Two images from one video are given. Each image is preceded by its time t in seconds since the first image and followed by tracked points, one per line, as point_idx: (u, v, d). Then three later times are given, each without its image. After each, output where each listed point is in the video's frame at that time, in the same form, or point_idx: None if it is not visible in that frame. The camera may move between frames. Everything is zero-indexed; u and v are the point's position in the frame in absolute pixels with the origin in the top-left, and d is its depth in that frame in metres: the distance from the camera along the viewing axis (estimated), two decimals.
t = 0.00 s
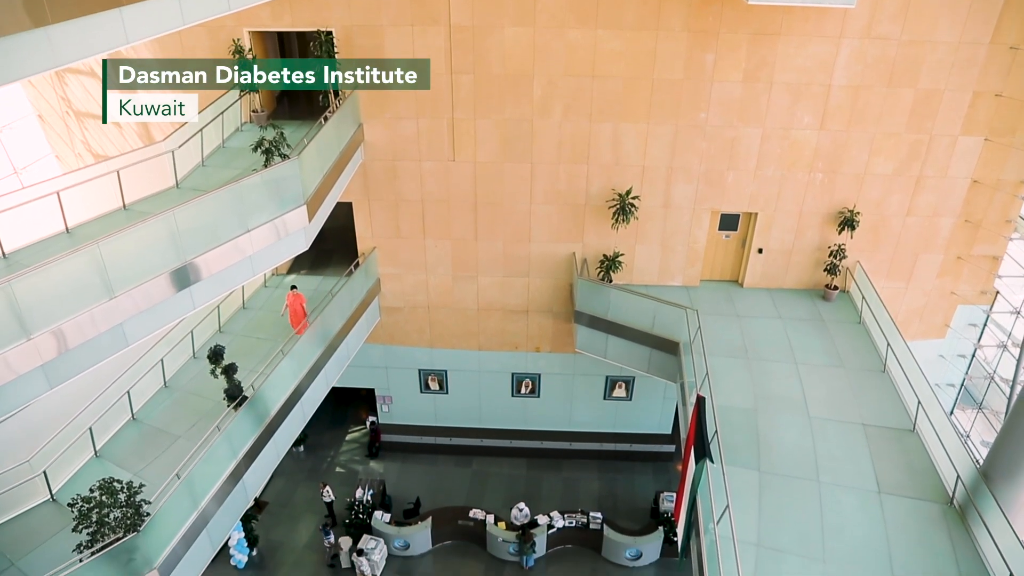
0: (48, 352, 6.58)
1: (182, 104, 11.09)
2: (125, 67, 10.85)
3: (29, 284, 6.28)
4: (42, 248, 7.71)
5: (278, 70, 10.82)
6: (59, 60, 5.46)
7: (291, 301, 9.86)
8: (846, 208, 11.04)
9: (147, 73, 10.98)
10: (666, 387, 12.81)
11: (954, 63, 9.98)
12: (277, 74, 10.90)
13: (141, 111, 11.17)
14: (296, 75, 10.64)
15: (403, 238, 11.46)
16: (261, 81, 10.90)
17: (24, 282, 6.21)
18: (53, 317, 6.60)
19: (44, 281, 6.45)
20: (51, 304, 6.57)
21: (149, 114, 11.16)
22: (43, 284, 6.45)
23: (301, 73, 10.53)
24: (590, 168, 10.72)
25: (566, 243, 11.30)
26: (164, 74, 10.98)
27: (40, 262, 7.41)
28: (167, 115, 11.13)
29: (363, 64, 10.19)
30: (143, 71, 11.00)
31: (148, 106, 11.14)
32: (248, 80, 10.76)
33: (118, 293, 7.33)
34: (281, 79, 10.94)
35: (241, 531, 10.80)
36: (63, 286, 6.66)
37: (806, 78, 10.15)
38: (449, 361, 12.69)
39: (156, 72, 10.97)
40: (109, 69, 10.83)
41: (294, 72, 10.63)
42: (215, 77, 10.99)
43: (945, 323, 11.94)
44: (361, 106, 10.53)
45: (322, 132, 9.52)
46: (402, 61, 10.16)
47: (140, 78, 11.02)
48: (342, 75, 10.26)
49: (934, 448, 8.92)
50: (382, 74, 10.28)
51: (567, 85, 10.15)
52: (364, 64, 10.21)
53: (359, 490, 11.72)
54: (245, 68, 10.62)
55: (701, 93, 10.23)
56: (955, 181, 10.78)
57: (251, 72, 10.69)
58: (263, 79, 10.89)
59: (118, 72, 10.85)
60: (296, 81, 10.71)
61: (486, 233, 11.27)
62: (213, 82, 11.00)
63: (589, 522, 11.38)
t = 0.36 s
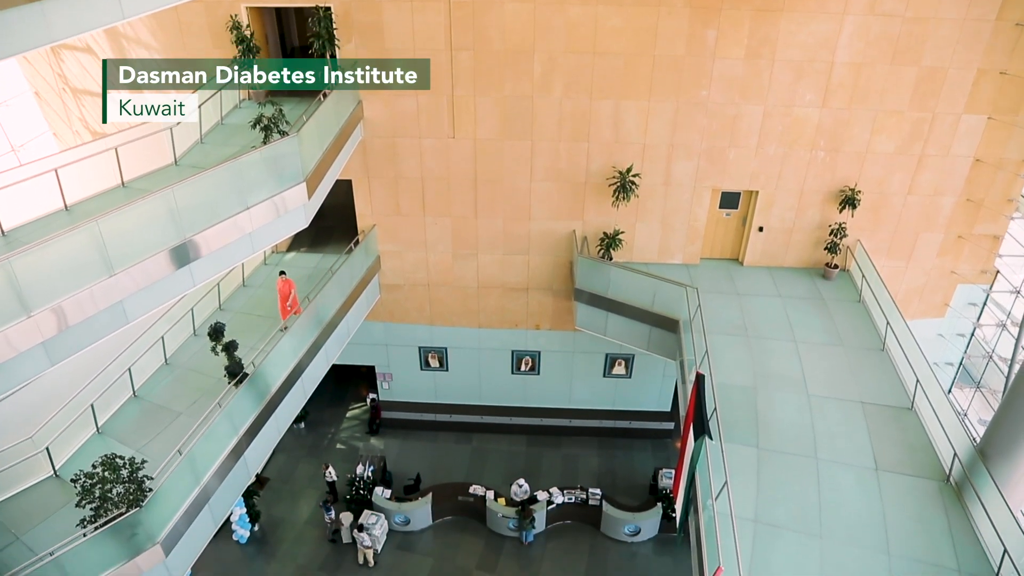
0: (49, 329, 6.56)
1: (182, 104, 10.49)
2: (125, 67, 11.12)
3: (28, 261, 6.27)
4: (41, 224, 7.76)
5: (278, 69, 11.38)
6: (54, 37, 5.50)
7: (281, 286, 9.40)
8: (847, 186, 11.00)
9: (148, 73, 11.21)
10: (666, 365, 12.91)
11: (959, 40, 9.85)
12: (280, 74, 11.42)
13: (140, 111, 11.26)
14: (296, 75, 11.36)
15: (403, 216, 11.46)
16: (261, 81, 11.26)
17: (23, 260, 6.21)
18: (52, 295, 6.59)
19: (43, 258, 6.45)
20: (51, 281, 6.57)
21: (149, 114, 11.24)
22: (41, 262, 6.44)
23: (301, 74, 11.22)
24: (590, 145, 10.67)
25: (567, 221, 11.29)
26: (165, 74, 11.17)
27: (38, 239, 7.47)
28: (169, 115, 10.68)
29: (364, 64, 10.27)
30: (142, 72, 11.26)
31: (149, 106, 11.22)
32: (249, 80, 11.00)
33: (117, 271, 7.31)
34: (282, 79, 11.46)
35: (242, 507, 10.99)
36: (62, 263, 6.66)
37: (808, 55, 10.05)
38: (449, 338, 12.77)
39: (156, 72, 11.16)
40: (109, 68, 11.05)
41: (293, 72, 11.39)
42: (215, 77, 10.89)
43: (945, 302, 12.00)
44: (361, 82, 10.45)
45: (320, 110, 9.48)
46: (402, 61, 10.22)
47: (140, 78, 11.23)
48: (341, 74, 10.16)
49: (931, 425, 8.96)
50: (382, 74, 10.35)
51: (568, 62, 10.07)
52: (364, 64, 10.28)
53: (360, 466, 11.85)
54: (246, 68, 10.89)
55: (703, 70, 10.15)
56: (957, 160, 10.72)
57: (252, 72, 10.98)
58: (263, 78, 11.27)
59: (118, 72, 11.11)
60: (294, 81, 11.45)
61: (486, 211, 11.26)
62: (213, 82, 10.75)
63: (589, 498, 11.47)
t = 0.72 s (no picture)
0: (49, 307, 6.57)
1: (181, 104, 9.98)
2: (125, 68, 11.70)
3: (28, 238, 6.27)
4: (41, 202, 7.78)
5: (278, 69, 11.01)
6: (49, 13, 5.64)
7: (272, 271, 9.60)
8: (849, 165, 10.96)
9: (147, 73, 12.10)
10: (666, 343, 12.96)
11: (965, 16, 9.71)
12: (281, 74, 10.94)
13: (141, 111, 9.44)
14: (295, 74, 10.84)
15: (403, 193, 11.44)
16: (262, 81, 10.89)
17: (23, 237, 6.20)
18: (52, 272, 6.58)
19: (43, 236, 6.44)
20: (51, 259, 6.57)
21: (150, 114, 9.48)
22: (40, 239, 6.42)
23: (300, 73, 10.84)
24: (591, 123, 10.62)
25: (567, 199, 11.28)
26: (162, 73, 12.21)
27: (38, 216, 7.50)
28: (167, 115, 9.72)
29: (364, 64, 10.38)
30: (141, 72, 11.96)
31: (150, 106, 9.52)
32: (249, 80, 10.88)
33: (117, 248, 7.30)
34: (282, 79, 10.95)
35: (244, 483, 11.16)
36: (62, 240, 6.65)
37: (812, 31, 9.94)
38: (449, 316, 12.83)
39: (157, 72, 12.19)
40: (110, 69, 11.51)
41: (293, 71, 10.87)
42: (215, 77, 10.51)
43: (945, 281, 12.08)
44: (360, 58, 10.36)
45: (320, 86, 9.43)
46: (403, 61, 10.34)
47: (140, 78, 11.95)
48: (341, 74, 10.00)
49: (930, 403, 8.99)
50: (382, 74, 10.51)
51: (568, 38, 9.97)
52: (365, 64, 10.40)
53: (361, 443, 12.02)
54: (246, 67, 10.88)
55: (705, 47, 10.06)
56: (960, 139, 10.64)
57: (251, 72, 10.91)
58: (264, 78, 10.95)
59: (118, 72, 11.64)
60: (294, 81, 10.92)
61: (486, 188, 11.24)
62: (214, 83, 10.50)
63: (588, 474, 11.70)
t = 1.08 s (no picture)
0: (49, 285, 6.52)
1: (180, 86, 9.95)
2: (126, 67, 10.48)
3: (25, 217, 6.21)
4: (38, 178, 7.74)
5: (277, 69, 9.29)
6: None
7: (261, 260, 9.51)
8: (850, 144, 10.91)
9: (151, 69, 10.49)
10: (665, 322, 12.99)
11: None
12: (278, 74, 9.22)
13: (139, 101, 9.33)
14: (296, 73, 9.26)
15: (402, 171, 11.41)
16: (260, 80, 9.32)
17: (22, 214, 6.15)
18: (52, 250, 6.54)
19: (41, 214, 6.39)
20: (50, 237, 6.52)
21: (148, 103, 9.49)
22: (39, 217, 6.37)
23: (300, 73, 9.33)
24: (592, 100, 10.55)
25: (567, 177, 11.25)
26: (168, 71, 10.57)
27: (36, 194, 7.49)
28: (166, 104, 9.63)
29: (364, 64, 10.47)
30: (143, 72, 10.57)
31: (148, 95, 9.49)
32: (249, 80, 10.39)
33: (116, 226, 7.25)
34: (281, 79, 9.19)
35: (245, 461, 11.26)
36: (61, 219, 6.60)
37: (815, 8, 9.83)
38: (449, 295, 12.87)
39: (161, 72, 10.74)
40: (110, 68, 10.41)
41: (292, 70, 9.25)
42: (215, 77, 10.36)
43: (946, 262, 12.09)
44: (359, 35, 10.27)
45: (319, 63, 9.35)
46: (403, 46, 10.31)
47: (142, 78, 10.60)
48: (341, 74, 10.04)
49: (928, 382, 9.00)
50: (382, 74, 10.59)
51: (569, 15, 9.87)
52: (364, 64, 10.49)
53: (361, 421, 12.08)
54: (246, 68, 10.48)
55: (706, 24, 9.97)
56: (963, 118, 10.58)
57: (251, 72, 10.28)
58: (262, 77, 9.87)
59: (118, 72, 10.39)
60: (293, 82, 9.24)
61: (486, 166, 11.21)
62: (214, 83, 10.32)
63: (588, 452, 11.73)
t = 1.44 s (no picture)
0: (49, 264, 6.45)
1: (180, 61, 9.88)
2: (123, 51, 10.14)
3: (26, 195, 6.14)
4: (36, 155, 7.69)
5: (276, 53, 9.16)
6: None
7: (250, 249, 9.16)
8: (852, 123, 10.86)
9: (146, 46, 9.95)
10: (665, 301, 13.02)
11: None
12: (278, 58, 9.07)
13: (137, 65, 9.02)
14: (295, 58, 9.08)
15: (403, 150, 11.38)
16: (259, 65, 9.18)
17: (23, 193, 6.07)
18: (53, 230, 6.48)
19: (41, 192, 6.30)
20: (50, 215, 6.45)
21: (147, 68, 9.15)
22: (39, 196, 6.30)
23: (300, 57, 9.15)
24: (593, 79, 10.49)
25: (567, 156, 11.22)
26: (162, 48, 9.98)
27: (35, 172, 7.59)
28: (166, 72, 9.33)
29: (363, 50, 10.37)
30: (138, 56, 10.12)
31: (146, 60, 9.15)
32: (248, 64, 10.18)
33: (117, 206, 7.19)
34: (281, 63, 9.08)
35: (247, 440, 11.34)
36: (61, 197, 6.53)
37: None
38: (449, 274, 12.91)
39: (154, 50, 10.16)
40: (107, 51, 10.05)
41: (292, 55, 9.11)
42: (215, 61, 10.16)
43: (947, 242, 12.11)
44: (358, 13, 10.18)
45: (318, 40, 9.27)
46: (403, 23, 10.19)
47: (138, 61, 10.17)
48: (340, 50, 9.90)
49: (928, 364, 8.98)
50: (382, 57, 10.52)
51: None
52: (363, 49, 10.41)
53: (362, 401, 12.13)
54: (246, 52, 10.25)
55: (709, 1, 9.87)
56: (967, 97, 10.50)
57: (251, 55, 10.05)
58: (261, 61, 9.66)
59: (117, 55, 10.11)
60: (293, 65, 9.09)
61: (486, 145, 11.18)
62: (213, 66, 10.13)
63: (588, 432, 11.84)
